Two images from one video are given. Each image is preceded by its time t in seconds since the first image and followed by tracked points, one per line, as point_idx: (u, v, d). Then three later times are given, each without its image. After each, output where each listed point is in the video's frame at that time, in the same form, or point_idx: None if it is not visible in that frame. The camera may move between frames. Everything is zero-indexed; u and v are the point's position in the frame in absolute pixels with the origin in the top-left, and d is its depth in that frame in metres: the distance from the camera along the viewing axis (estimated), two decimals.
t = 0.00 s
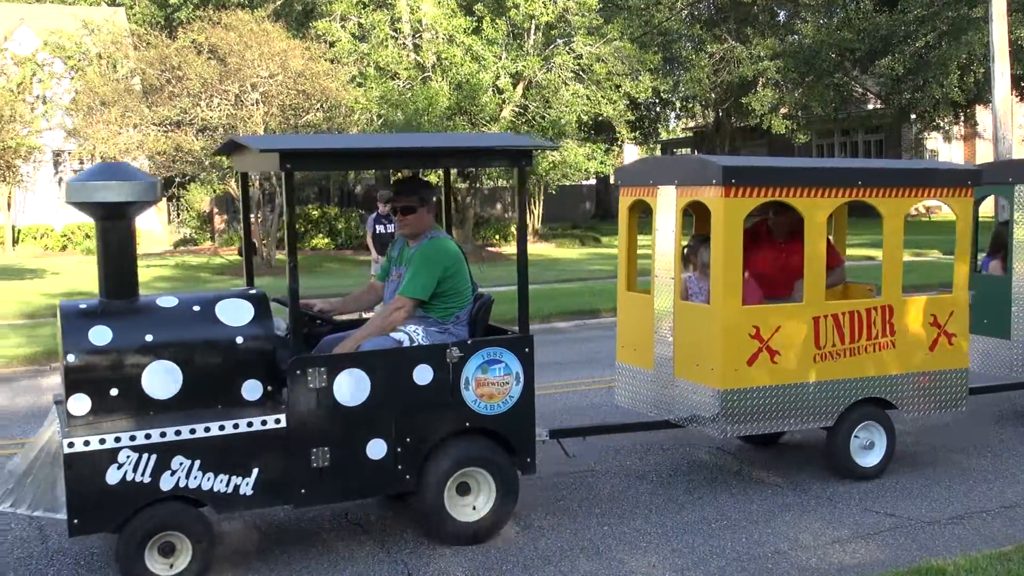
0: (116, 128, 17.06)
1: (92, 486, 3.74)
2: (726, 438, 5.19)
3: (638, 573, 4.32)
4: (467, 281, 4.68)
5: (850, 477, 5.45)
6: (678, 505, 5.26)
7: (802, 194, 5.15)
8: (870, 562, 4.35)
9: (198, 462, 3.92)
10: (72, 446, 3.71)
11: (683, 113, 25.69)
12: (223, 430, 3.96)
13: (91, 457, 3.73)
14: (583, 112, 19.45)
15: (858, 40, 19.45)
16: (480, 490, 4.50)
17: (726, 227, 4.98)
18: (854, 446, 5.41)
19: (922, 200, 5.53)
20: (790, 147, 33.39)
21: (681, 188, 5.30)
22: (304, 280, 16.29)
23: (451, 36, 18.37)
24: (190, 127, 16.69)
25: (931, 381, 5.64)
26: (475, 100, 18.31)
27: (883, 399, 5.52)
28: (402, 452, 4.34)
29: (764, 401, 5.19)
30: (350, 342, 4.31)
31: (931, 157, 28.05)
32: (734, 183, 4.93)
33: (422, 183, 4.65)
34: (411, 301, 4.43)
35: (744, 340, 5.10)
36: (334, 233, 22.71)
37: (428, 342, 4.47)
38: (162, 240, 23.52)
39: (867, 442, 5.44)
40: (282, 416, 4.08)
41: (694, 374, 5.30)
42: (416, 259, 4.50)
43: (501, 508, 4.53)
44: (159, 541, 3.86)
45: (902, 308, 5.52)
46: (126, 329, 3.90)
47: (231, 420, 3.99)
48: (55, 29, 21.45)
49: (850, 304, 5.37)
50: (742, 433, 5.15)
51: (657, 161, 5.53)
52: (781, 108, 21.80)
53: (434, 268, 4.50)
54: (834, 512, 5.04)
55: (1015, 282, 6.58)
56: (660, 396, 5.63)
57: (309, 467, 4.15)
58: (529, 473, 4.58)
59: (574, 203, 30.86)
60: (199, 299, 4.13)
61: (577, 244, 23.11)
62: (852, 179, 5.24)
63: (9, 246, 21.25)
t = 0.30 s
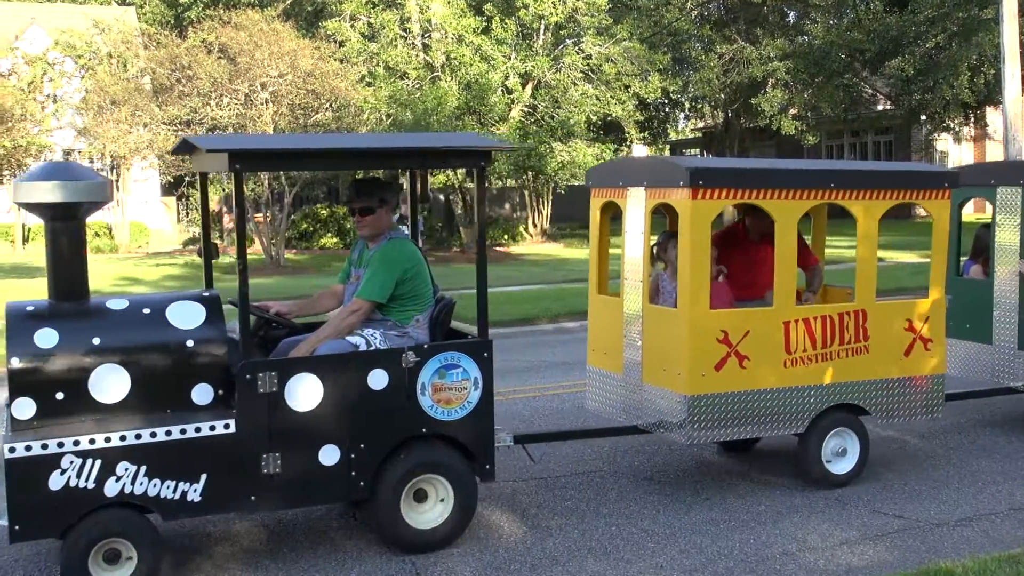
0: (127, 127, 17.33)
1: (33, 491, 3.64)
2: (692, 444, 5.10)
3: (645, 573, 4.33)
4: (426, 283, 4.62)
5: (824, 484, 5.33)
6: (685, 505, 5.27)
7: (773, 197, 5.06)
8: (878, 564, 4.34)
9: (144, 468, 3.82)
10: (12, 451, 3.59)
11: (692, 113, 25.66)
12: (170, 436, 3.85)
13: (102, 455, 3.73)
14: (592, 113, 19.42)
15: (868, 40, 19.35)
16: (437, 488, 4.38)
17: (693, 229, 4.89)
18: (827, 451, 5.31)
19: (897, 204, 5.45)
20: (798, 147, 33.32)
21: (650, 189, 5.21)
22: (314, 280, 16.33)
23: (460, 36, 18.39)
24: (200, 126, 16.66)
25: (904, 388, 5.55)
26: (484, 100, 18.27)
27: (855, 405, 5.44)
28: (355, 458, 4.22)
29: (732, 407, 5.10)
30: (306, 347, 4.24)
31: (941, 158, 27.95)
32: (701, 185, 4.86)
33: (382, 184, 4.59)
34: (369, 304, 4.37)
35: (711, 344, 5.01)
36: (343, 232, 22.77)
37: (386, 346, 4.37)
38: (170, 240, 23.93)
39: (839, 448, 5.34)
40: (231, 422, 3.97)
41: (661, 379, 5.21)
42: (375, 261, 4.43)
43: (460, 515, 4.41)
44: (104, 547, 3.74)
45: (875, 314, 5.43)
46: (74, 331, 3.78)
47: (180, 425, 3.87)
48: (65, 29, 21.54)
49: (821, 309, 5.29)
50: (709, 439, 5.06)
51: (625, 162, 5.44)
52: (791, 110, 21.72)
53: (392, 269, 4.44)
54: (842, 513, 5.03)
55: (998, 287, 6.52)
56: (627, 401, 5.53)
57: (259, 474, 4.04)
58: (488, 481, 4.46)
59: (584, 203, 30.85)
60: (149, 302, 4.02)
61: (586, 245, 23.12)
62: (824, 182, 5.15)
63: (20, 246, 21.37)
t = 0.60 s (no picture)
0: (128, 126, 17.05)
1: None
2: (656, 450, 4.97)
3: (645, 573, 4.33)
4: (381, 285, 4.52)
5: (791, 491, 5.25)
6: (685, 506, 5.27)
7: (739, 199, 4.94)
8: (879, 565, 4.34)
9: (85, 474, 3.70)
10: None
11: (693, 113, 25.65)
12: (111, 441, 3.73)
13: (98, 454, 3.71)
14: (593, 113, 19.39)
15: (870, 41, 19.21)
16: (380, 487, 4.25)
17: (655, 230, 4.78)
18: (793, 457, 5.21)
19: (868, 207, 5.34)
20: (798, 147, 33.33)
21: (614, 190, 5.11)
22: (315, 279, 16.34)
23: (461, 36, 18.39)
24: (201, 126, 16.53)
25: (873, 393, 5.43)
26: (486, 100, 18.27)
27: (821, 410, 5.32)
28: (304, 463, 4.10)
29: (695, 412, 4.98)
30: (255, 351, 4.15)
31: (941, 159, 27.97)
32: (665, 186, 4.74)
33: (334, 185, 4.49)
34: (320, 307, 4.26)
35: (674, 349, 4.89)
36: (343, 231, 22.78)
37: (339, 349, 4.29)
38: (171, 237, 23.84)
39: (804, 453, 5.24)
40: (175, 427, 3.85)
41: (624, 384, 5.09)
42: (328, 263, 4.32)
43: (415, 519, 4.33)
44: (41, 555, 3.63)
45: (844, 318, 5.31)
46: (15, 333, 3.66)
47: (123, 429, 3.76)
48: (66, 28, 21.61)
49: (788, 313, 5.17)
50: (671, 445, 4.93)
51: (591, 162, 5.35)
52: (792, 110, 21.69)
53: (346, 271, 4.33)
54: (843, 514, 5.02)
55: (972, 289, 6.49)
56: (591, 404, 5.43)
57: (204, 480, 3.93)
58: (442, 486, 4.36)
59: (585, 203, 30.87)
60: (95, 303, 3.90)
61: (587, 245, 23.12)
62: (793, 183, 5.03)
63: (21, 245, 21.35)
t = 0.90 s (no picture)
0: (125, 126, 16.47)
1: None
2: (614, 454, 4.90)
3: (642, 573, 4.34)
4: (334, 288, 4.46)
5: (755, 496, 5.18)
6: (681, 506, 5.27)
7: (700, 199, 4.88)
8: (876, 565, 4.35)
9: (25, 477, 3.63)
10: None
11: (690, 113, 25.68)
12: (53, 444, 3.67)
13: (55, 456, 3.67)
14: (591, 112, 19.39)
15: (867, 41, 19.24)
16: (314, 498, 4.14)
17: (613, 231, 4.72)
18: (757, 463, 5.15)
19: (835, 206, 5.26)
20: (795, 147, 33.35)
21: (574, 191, 5.06)
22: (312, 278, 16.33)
23: (459, 36, 18.37)
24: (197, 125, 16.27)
25: (840, 397, 5.35)
26: (483, 99, 18.36)
27: (786, 414, 5.24)
28: (252, 468, 4.04)
29: (656, 416, 4.91)
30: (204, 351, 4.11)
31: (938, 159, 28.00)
32: (623, 186, 4.69)
33: (288, 186, 4.46)
34: (272, 309, 4.21)
35: (634, 352, 4.83)
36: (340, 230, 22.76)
37: (290, 351, 4.25)
38: (170, 238, 23.65)
39: (769, 459, 5.18)
40: (119, 430, 3.79)
41: (584, 388, 5.03)
42: (281, 266, 4.28)
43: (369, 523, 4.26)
44: None
45: (809, 319, 5.23)
46: None
47: (68, 431, 3.70)
48: (63, 27, 21.63)
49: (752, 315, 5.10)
50: (631, 449, 4.86)
51: (553, 161, 5.30)
52: (789, 110, 21.71)
53: (297, 273, 4.29)
54: (839, 514, 5.03)
55: (944, 291, 6.47)
56: (553, 407, 5.36)
57: (147, 483, 3.86)
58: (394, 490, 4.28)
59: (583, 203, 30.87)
60: (39, 304, 3.82)
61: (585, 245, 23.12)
62: (756, 183, 4.96)
63: (17, 244, 21.29)
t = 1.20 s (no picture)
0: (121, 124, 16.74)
1: None
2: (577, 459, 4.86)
3: (640, 573, 4.35)
4: (294, 288, 4.40)
5: (721, 501, 5.13)
6: (679, 505, 5.27)
7: (665, 201, 4.84)
8: (873, 566, 4.35)
9: None
10: None
11: (688, 113, 25.70)
12: None
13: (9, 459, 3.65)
14: (588, 113, 19.38)
15: (865, 43, 19.17)
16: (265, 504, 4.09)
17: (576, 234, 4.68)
18: (724, 466, 5.10)
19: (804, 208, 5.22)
20: (792, 148, 33.36)
21: (538, 191, 5.02)
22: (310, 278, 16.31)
23: (457, 35, 18.33)
24: (195, 124, 16.20)
25: (809, 401, 5.30)
26: (480, 99, 18.41)
27: (754, 418, 5.19)
28: (204, 471, 3.98)
29: (620, 420, 4.86)
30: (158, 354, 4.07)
31: (935, 160, 28.05)
32: (586, 187, 4.65)
33: (246, 185, 4.39)
34: (227, 310, 4.18)
35: (597, 355, 4.77)
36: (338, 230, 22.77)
37: (244, 352, 4.17)
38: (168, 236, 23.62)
39: (736, 463, 5.14)
40: (67, 432, 3.73)
41: (548, 391, 4.98)
42: (237, 266, 4.24)
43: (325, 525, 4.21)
44: None
45: (777, 323, 5.18)
46: None
47: (15, 434, 3.65)
48: (61, 25, 21.62)
49: (720, 317, 5.05)
50: (594, 454, 4.81)
51: (518, 161, 5.25)
52: (786, 111, 21.73)
53: (253, 275, 4.24)
54: (837, 515, 5.04)
55: (919, 295, 6.48)
56: (518, 411, 5.32)
57: (96, 488, 3.80)
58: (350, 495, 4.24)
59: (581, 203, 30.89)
60: None
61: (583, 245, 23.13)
62: (722, 185, 4.93)
63: (15, 242, 21.23)
